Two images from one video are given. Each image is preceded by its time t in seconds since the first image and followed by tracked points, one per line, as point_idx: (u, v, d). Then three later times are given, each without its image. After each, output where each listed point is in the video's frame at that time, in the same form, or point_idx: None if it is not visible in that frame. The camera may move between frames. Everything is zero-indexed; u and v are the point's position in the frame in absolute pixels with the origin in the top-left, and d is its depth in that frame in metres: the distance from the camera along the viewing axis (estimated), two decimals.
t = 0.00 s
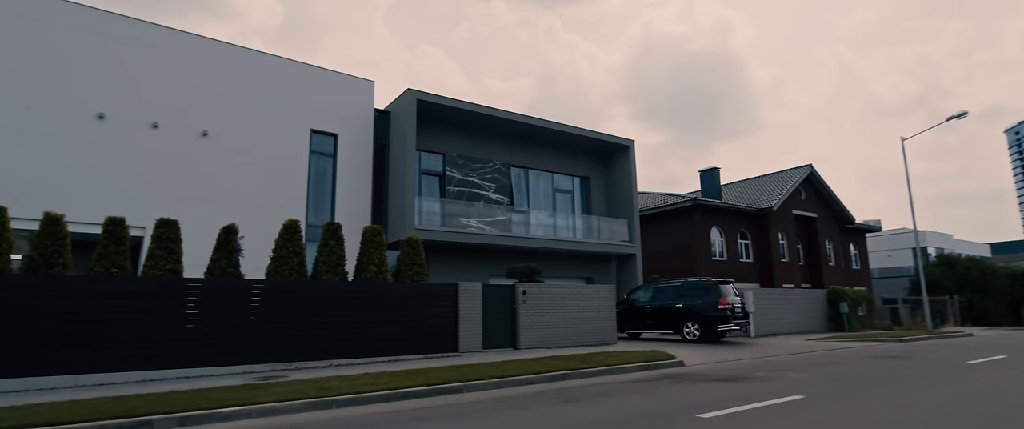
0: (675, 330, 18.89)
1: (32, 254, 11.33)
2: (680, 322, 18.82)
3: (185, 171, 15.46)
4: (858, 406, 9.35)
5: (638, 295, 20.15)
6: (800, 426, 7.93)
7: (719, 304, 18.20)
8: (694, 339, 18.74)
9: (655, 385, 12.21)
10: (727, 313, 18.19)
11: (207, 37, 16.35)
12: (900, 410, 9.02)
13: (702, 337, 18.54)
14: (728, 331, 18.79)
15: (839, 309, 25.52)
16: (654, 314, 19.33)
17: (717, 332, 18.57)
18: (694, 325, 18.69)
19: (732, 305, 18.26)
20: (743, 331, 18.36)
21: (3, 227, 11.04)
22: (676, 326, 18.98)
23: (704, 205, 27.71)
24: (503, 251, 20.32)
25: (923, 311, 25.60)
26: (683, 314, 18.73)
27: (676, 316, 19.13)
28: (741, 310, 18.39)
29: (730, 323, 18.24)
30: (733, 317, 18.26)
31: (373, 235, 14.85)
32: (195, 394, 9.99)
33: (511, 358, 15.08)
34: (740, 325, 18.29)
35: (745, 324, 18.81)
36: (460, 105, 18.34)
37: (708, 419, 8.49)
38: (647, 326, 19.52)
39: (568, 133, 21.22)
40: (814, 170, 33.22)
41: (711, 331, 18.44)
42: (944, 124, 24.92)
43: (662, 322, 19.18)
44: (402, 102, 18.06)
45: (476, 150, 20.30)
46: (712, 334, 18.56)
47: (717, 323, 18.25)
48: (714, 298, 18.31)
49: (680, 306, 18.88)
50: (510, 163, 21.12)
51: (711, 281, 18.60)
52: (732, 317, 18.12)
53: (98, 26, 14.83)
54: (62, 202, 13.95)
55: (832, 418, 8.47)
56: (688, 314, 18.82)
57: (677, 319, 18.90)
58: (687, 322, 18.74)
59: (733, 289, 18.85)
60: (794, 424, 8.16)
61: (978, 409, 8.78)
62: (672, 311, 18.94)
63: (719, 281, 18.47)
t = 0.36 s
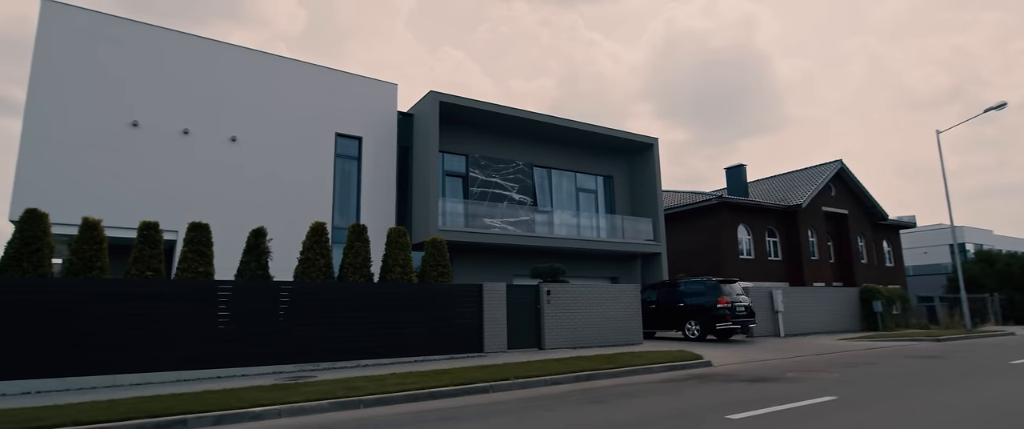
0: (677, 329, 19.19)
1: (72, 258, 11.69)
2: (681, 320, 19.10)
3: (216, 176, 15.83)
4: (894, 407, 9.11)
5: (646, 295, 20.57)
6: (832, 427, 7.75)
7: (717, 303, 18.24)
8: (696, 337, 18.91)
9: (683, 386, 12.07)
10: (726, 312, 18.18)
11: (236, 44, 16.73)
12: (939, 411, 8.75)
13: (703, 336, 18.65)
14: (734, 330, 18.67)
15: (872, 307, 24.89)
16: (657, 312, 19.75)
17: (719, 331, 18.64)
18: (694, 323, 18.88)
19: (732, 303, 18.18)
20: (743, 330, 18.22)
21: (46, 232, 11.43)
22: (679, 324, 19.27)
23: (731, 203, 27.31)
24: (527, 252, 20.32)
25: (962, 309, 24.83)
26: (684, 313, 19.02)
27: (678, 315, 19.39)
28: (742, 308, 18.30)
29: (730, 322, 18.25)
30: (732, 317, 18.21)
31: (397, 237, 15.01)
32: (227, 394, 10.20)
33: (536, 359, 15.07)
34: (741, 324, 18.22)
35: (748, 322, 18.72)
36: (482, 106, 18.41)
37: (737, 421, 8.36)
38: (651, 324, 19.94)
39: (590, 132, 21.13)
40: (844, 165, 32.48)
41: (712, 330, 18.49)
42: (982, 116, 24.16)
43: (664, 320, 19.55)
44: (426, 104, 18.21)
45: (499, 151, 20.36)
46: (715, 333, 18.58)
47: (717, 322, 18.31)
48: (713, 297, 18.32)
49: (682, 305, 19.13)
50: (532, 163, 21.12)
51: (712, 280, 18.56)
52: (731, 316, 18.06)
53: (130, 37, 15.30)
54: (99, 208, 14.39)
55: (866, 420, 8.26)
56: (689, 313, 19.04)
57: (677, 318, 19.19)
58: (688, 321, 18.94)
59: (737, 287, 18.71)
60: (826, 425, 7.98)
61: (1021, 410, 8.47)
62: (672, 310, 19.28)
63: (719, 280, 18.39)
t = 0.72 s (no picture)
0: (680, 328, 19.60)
1: (102, 261, 11.98)
2: (684, 319, 19.48)
3: (240, 180, 16.08)
4: (925, 409, 8.88)
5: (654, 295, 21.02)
6: None
7: (716, 302, 18.50)
8: (699, 336, 19.24)
9: (706, 386, 11.92)
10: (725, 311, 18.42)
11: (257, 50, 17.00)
12: (973, 413, 8.51)
13: (704, 334, 18.95)
14: (736, 330, 18.81)
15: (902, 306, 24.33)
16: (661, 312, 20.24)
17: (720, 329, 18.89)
18: (696, 322, 19.23)
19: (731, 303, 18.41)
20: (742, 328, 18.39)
21: (77, 236, 11.70)
22: (683, 323, 19.66)
23: (754, 200, 26.94)
24: (547, 252, 20.28)
25: (996, 308, 24.16)
26: (686, 312, 19.42)
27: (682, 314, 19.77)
28: (743, 307, 18.49)
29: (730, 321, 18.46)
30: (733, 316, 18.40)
31: (417, 237, 15.11)
32: (252, 394, 10.35)
33: (556, 359, 15.01)
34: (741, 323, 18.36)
35: (751, 321, 18.83)
36: (501, 106, 18.43)
37: (762, 421, 8.23)
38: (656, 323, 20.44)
39: (609, 131, 21.02)
40: (870, 160, 31.81)
41: (712, 328, 18.76)
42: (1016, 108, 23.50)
43: (668, 319, 20.01)
44: (444, 105, 18.29)
45: (517, 151, 20.36)
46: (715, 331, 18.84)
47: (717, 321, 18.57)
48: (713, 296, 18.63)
49: (685, 304, 19.52)
50: (551, 163, 21.08)
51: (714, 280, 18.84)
52: (731, 315, 18.28)
53: (154, 43, 15.61)
54: (126, 212, 14.70)
55: (896, 421, 8.08)
56: (692, 312, 19.38)
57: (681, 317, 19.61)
58: (691, 320, 19.30)
59: (740, 287, 18.88)
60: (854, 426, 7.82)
61: None
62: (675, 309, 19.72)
63: (720, 280, 18.67)
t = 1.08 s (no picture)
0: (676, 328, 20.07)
1: (110, 262, 12.04)
2: (679, 319, 19.95)
3: (247, 181, 16.14)
4: (937, 409, 8.78)
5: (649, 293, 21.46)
6: None
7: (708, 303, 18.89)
8: (692, 335, 19.71)
9: (714, 387, 11.83)
10: (717, 310, 18.86)
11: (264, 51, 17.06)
12: (986, 414, 8.39)
13: (697, 334, 19.42)
14: (728, 329, 19.19)
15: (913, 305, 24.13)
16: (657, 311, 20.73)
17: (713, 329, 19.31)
18: (689, 322, 19.69)
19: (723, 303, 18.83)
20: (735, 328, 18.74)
21: (86, 236, 11.75)
22: (678, 323, 20.13)
23: (762, 200, 26.79)
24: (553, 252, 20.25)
25: (1008, 308, 23.89)
26: (681, 312, 19.87)
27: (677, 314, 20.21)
28: (735, 307, 18.89)
29: (722, 320, 18.88)
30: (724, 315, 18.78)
31: (424, 238, 15.09)
32: (260, 394, 10.38)
33: (563, 359, 14.98)
34: (733, 322, 18.77)
35: (743, 321, 19.18)
36: (507, 106, 18.40)
37: (771, 423, 8.15)
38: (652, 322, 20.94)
39: (616, 130, 20.93)
40: (880, 158, 31.52)
41: (704, 328, 19.23)
42: None
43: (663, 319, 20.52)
44: (450, 106, 18.29)
45: (523, 151, 20.33)
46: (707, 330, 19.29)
47: (709, 321, 19.01)
48: (706, 296, 19.06)
49: (678, 304, 19.96)
50: (557, 162, 21.04)
51: (708, 280, 19.27)
52: (722, 314, 18.70)
53: (161, 46, 15.69)
54: (134, 213, 14.77)
55: (907, 422, 7.98)
56: (686, 312, 19.79)
57: (677, 317, 20.11)
58: (684, 320, 19.77)
59: (734, 287, 19.22)
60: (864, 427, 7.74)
61: None
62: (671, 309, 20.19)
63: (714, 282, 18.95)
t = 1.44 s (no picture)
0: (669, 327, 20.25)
1: (109, 262, 12.01)
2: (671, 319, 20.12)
3: (247, 181, 16.11)
4: (938, 410, 8.75)
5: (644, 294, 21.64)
6: None
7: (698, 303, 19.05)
8: (683, 335, 19.86)
9: (714, 387, 11.80)
10: (707, 311, 18.96)
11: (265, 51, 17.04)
12: (987, 414, 8.37)
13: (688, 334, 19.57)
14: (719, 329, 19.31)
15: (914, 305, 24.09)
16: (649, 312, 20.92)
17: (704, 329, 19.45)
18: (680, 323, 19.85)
19: (714, 303, 18.93)
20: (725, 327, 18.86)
21: (85, 236, 11.71)
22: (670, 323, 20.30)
23: (762, 199, 26.76)
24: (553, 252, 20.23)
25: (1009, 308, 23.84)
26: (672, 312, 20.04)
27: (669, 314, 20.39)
28: (725, 307, 19.03)
29: (712, 321, 18.97)
30: (714, 316, 18.94)
31: (424, 238, 15.06)
32: (259, 394, 10.37)
33: (563, 360, 14.94)
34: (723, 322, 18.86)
35: (733, 321, 19.21)
36: (507, 106, 18.37)
37: (771, 423, 8.12)
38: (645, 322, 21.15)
39: (616, 130, 20.90)
40: (881, 158, 31.48)
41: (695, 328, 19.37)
42: None
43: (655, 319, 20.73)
44: (450, 106, 18.26)
45: (523, 151, 20.30)
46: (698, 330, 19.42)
47: (699, 321, 19.11)
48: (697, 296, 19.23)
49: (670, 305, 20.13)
50: (557, 162, 21.01)
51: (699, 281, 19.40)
52: (712, 314, 18.86)
53: (161, 45, 15.67)
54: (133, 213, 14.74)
55: (908, 423, 7.95)
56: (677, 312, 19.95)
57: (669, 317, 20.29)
58: (675, 321, 19.95)
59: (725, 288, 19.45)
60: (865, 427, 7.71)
61: None
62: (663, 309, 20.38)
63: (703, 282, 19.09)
